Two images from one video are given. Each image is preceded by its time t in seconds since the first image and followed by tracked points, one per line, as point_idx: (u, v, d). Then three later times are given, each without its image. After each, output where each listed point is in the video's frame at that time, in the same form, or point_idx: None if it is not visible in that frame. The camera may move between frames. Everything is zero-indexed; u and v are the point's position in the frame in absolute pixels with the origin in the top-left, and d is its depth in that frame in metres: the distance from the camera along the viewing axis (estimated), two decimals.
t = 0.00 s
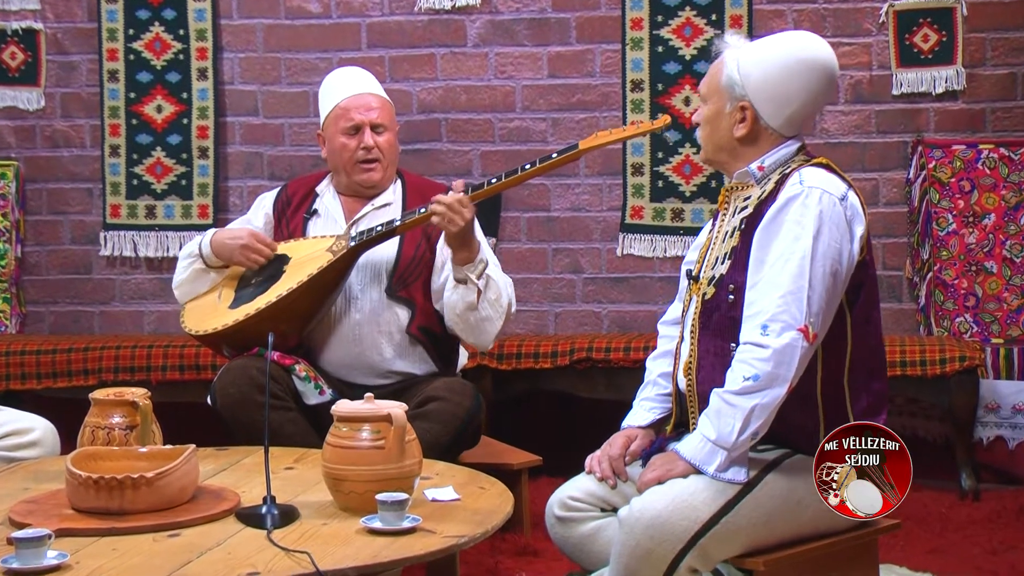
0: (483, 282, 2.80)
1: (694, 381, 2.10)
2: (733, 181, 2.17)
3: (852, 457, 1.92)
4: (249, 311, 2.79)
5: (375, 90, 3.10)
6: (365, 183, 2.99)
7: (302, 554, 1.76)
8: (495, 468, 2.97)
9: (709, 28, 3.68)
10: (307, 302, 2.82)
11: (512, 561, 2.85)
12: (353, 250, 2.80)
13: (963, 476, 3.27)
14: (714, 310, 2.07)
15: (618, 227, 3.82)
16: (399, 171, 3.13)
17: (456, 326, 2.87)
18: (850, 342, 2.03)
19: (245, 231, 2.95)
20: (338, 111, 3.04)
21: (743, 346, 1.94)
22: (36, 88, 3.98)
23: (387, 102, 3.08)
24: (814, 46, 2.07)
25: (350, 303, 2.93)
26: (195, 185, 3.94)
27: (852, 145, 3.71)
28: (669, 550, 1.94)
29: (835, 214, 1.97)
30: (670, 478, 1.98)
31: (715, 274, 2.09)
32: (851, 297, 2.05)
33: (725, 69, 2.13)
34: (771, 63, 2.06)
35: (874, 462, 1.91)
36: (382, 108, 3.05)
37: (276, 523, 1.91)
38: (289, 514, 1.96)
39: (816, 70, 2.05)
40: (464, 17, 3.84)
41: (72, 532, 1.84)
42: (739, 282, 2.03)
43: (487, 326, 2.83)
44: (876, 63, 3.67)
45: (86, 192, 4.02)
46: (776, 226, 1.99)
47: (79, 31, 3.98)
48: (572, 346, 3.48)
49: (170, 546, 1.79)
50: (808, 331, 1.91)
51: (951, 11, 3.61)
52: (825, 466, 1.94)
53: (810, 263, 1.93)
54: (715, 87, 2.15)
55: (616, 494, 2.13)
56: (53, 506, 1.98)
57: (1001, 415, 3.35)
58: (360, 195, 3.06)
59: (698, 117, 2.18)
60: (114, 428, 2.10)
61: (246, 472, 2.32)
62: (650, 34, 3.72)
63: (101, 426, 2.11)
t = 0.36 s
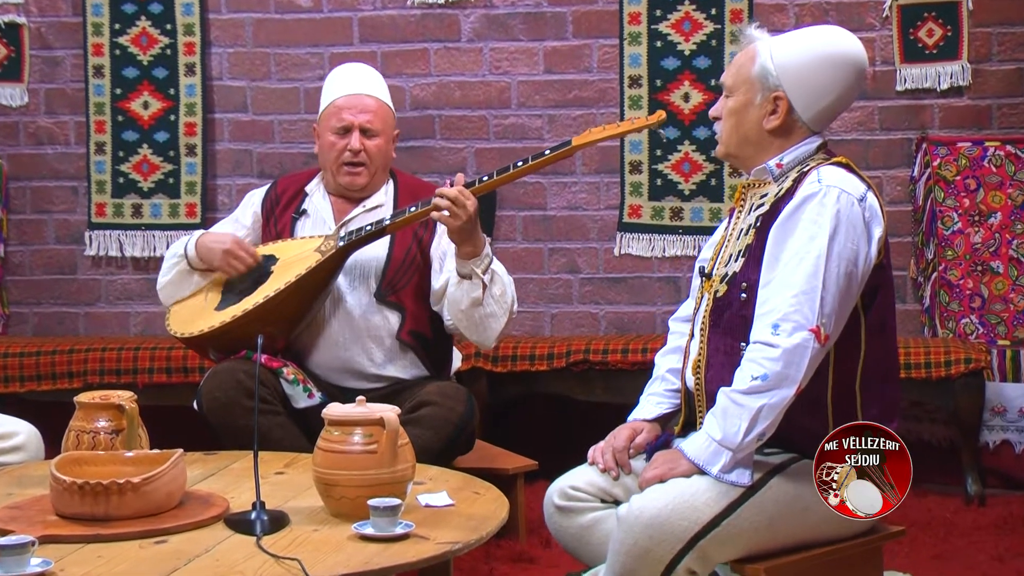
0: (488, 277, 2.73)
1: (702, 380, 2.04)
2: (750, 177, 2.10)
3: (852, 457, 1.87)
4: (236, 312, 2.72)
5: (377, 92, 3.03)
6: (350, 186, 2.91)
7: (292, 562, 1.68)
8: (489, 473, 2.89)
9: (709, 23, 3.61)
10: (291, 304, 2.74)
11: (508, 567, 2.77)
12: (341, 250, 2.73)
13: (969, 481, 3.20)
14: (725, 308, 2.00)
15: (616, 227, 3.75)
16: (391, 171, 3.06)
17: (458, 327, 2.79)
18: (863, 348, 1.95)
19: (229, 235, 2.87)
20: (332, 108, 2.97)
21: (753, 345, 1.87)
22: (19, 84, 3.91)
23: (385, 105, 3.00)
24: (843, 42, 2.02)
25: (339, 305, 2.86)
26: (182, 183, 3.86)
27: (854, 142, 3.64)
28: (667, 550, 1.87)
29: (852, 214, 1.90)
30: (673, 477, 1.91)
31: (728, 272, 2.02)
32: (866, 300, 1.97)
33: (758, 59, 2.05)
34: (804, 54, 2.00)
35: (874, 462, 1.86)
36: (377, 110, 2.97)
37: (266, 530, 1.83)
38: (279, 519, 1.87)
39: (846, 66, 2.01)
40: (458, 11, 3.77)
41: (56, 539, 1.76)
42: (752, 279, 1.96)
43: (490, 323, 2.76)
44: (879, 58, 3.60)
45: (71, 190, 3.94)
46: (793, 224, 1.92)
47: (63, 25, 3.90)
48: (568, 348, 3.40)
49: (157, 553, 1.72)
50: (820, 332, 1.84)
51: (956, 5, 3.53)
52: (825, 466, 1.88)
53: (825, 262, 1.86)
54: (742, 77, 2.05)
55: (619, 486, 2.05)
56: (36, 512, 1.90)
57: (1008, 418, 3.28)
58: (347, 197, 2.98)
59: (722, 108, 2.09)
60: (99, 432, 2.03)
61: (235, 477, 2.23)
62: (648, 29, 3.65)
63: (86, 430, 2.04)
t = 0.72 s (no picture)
0: (484, 276, 2.70)
1: (699, 385, 1.98)
2: (741, 177, 2.04)
3: (852, 457, 1.82)
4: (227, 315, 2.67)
5: (353, 87, 2.97)
6: (354, 185, 2.86)
7: (285, 568, 1.63)
8: (485, 477, 2.83)
9: (709, 19, 3.56)
10: (287, 307, 2.70)
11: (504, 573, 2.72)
12: (335, 253, 2.67)
13: (972, 485, 3.14)
14: (719, 311, 1.94)
15: (613, 227, 3.70)
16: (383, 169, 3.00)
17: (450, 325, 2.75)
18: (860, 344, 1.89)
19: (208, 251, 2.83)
20: (317, 111, 2.91)
21: (747, 347, 1.82)
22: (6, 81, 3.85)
23: (367, 100, 2.95)
24: (837, 39, 1.96)
25: (334, 307, 2.81)
26: (173, 182, 3.81)
27: (856, 140, 3.59)
28: (668, 561, 1.82)
29: (844, 211, 1.84)
30: (671, 487, 1.85)
31: (721, 274, 1.97)
32: (861, 299, 1.91)
33: (747, 58, 1.99)
34: (797, 52, 1.94)
35: (874, 462, 1.82)
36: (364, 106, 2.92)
37: (258, 535, 1.77)
38: (272, 524, 1.82)
39: (841, 62, 1.95)
40: (453, 7, 3.71)
41: (44, 545, 1.70)
42: (745, 280, 1.91)
43: (486, 323, 2.73)
44: (881, 55, 3.55)
45: (60, 190, 3.89)
46: (783, 222, 1.87)
47: (52, 22, 3.85)
48: (566, 350, 3.35)
49: (146, 559, 1.66)
50: (815, 332, 1.78)
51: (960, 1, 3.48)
52: (825, 466, 1.83)
53: (818, 261, 1.80)
54: (732, 76, 2.00)
55: (616, 497, 1.99)
56: (23, 518, 1.83)
57: (1013, 421, 3.23)
58: (345, 198, 2.93)
59: (711, 109, 2.04)
60: (89, 436, 1.97)
61: (227, 481, 2.17)
62: (647, 26, 3.60)
63: (75, 434, 1.98)
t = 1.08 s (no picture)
0: (472, 276, 2.69)
1: (679, 390, 1.96)
2: (709, 179, 2.04)
3: (852, 457, 1.81)
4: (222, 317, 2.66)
5: (345, 84, 2.98)
6: (354, 181, 2.86)
7: (281, 570, 1.63)
8: (482, 478, 2.83)
9: (704, 20, 3.56)
10: (286, 308, 2.70)
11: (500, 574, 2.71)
12: (332, 254, 2.67)
13: (969, 487, 3.15)
14: (694, 314, 1.94)
15: (609, 228, 3.70)
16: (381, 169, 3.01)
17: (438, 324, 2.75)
18: (833, 341, 1.90)
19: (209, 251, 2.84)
20: (317, 107, 2.90)
21: (724, 350, 1.82)
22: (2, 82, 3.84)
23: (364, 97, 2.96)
24: (794, 39, 1.95)
25: (330, 310, 2.81)
26: (168, 184, 3.81)
27: (853, 142, 3.59)
28: (663, 568, 1.82)
29: (813, 208, 1.85)
30: (662, 495, 1.85)
31: (694, 277, 1.97)
32: (832, 296, 1.92)
33: (702, 63, 1.99)
34: (751, 54, 1.93)
35: (874, 462, 1.81)
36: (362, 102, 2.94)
37: (254, 537, 1.77)
38: (268, 526, 1.81)
39: (799, 62, 1.93)
40: (449, 9, 3.71)
41: (40, 547, 1.70)
42: (718, 282, 1.91)
43: (472, 323, 2.72)
44: (877, 57, 3.56)
45: (55, 191, 3.89)
46: (752, 223, 1.87)
47: (47, 23, 3.84)
48: (561, 351, 3.35)
49: (142, 561, 1.66)
50: (792, 331, 1.79)
51: (955, 2, 3.48)
52: (825, 466, 1.83)
53: (789, 261, 1.81)
54: (691, 81, 2.01)
55: (606, 509, 1.98)
56: (19, 519, 1.83)
57: (1008, 423, 3.24)
58: (343, 195, 2.93)
59: (672, 114, 2.05)
60: (84, 438, 1.97)
61: (223, 483, 2.17)
62: (642, 27, 3.60)
63: (70, 435, 1.98)
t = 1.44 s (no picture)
0: (472, 276, 2.69)
1: (672, 400, 1.97)
2: (689, 186, 2.04)
3: (852, 457, 1.81)
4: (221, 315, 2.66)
5: (352, 85, 2.97)
6: (357, 178, 2.86)
7: (278, 570, 1.63)
8: (479, 478, 2.83)
9: (701, 21, 3.56)
10: (283, 311, 2.70)
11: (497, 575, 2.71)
12: (331, 253, 2.67)
13: (966, 487, 3.15)
14: (682, 326, 1.95)
15: (606, 228, 3.70)
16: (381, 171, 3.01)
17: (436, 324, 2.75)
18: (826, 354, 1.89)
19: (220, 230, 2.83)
20: (322, 108, 2.90)
21: (717, 363, 1.81)
22: None
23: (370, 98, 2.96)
24: (755, 42, 1.94)
25: (328, 309, 2.81)
26: (165, 185, 3.81)
27: (850, 142, 3.59)
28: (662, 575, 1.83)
29: (797, 213, 1.85)
30: (660, 501, 1.85)
31: (680, 287, 1.97)
32: (821, 303, 1.91)
33: (670, 71, 1.99)
34: (714, 62, 1.93)
35: (874, 462, 1.80)
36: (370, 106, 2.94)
37: (251, 537, 1.77)
38: (264, 527, 1.81)
39: (763, 65, 1.93)
40: (446, 9, 3.71)
41: (37, 547, 1.70)
42: (705, 294, 1.91)
43: (472, 324, 2.72)
44: (874, 57, 3.56)
45: (52, 192, 3.88)
46: (738, 231, 1.87)
47: (43, 24, 3.84)
48: (558, 352, 3.35)
49: (139, 562, 1.65)
50: (785, 341, 1.78)
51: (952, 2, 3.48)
52: (825, 466, 1.83)
53: (777, 269, 1.80)
54: (661, 91, 2.01)
55: (602, 513, 1.98)
56: (15, 520, 1.83)
57: (1005, 423, 3.23)
58: (343, 197, 2.93)
59: (646, 121, 2.04)
60: (81, 438, 1.97)
61: (219, 483, 2.17)
62: (639, 28, 3.61)
63: (67, 436, 1.98)
